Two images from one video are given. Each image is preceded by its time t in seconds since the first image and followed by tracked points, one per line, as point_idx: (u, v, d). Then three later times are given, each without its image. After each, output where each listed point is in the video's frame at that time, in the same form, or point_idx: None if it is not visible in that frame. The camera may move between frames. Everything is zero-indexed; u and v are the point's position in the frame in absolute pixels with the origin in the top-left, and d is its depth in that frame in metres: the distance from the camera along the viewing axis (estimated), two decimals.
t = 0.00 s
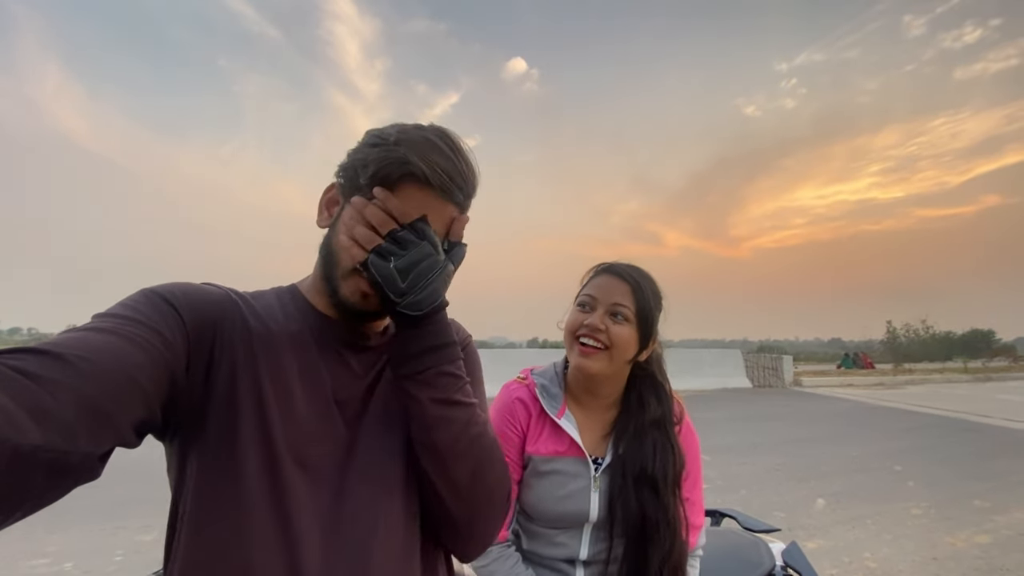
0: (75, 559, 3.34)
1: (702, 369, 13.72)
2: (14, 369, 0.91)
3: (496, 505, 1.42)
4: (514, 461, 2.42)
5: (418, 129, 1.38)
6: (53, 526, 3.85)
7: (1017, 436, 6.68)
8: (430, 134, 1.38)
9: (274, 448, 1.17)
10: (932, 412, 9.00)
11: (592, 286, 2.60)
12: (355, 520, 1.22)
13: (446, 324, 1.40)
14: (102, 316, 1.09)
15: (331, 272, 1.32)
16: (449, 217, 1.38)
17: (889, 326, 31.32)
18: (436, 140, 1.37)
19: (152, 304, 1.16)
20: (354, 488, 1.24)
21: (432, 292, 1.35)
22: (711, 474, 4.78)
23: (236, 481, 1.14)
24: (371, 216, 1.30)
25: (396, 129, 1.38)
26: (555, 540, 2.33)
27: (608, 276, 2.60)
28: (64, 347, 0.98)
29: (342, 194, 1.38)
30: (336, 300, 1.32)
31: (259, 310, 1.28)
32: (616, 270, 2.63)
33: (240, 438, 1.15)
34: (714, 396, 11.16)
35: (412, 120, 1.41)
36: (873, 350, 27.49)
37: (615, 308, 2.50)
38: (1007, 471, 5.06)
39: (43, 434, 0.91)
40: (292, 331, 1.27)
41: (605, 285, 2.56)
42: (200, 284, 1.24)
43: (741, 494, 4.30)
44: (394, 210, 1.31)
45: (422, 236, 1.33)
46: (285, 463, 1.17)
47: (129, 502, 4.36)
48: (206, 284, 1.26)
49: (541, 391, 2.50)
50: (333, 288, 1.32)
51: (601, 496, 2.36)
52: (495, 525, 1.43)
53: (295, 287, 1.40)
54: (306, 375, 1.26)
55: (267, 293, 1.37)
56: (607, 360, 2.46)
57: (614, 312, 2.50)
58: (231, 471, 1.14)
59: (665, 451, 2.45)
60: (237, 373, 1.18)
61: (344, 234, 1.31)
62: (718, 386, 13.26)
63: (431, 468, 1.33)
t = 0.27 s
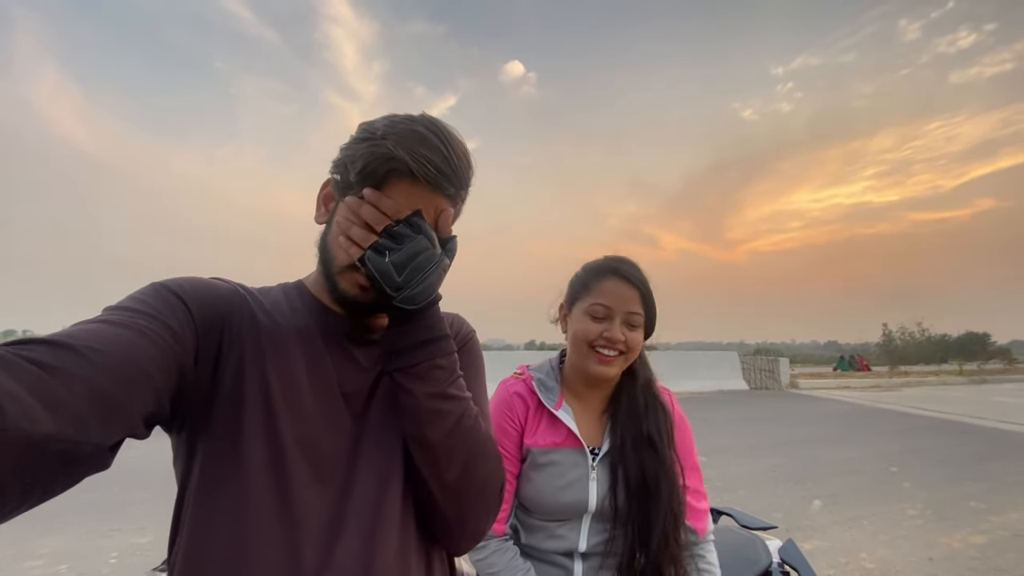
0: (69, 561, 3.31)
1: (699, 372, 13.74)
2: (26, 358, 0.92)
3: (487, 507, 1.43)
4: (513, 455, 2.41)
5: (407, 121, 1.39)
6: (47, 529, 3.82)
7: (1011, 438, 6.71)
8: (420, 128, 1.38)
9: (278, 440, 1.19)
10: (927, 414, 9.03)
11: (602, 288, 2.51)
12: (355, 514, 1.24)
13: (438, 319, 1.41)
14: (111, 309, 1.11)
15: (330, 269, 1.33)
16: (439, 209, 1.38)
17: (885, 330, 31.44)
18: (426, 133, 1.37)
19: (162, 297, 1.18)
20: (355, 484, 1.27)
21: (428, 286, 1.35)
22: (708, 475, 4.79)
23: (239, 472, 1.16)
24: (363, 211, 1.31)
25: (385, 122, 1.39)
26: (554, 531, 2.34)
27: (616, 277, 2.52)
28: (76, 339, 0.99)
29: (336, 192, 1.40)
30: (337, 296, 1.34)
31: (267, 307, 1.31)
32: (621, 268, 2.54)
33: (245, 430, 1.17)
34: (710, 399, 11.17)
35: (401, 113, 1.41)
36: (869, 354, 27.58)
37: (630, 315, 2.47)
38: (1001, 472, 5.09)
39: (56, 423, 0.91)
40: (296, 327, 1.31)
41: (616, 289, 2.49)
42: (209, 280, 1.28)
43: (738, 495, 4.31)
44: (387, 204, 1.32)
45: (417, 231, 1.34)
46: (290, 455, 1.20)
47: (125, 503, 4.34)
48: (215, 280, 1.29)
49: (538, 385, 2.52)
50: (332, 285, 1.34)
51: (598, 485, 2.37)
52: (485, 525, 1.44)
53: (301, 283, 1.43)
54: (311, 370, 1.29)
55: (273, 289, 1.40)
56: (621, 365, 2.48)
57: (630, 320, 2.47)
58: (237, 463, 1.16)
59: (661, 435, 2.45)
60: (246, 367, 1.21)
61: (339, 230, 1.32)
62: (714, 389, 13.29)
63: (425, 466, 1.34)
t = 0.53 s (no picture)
0: (65, 562, 3.29)
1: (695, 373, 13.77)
2: (39, 354, 0.93)
3: (489, 503, 1.43)
4: (513, 453, 2.41)
5: (412, 119, 1.39)
6: (43, 530, 3.80)
7: (1006, 439, 6.75)
8: (425, 127, 1.38)
9: (285, 437, 1.20)
10: (922, 415, 9.08)
11: (609, 292, 2.45)
12: (361, 510, 1.24)
13: (443, 316, 1.42)
14: (119, 306, 1.12)
15: (335, 265, 1.35)
16: (441, 206, 1.38)
17: (880, 332, 31.58)
18: (431, 133, 1.37)
19: (170, 295, 1.19)
20: (360, 481, 1.27)
21: (432, 283, 1.36)
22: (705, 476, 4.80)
23: (247, 469, 1.16)
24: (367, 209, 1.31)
25: (390, 120, 1.40)
26: (555, 526, 2.34)
27: (621, 280, 2.48)
28: (86, 336, 1.01)
29: (341, 189, 1.40)
30: (341, 292, 1.35)
31: (273, 305, 1.32)
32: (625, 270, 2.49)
33: (253, 427, 1.18)
34: (707, 400, 11.20)
35: (405, 111, 1.42)
36: (864, 355, 27.69)
37: (638, 319, 2.45)
38: (996, 472, 5.11)
39: (69, 419, 0.93)
40: (302, 325, 1.32)
41: (623, 293, 2.45)
42: (216, 278, 1.28)
43: (735, 495, 4.32)
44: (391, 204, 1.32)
45: (422, 228, 1.34)
46: (297, 452, 1.21)
47: (121, 505, 4.32)
48: (221, 277, 1.30)
49: (537, 382, 2.53)
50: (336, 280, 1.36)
51: (598, 478, 2.38)
52: (486, 522, 1.45)
53: (306, 280, 1.45)
54: (317, 368, 1.30)
55: (278, 287, 1.42)
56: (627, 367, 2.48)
57: (637, 324, 2.46)
58: (245, 460, 1.16)
59: (657, 421, 2.49)
60: (252, 364, 1.22)
61: (343, 226, 1.33)
62: (711, 390, 13.32)
63: (428, 464, 1.34)
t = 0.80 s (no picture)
0: (63, 563, 3.29)
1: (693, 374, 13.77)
2: (37, 357, 0.93)
3: (489, 502, 1.44)
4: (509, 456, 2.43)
5: (409, 120, 1.40)
6: (40, 531, 3.79)
7: (1003, 440, 6.77)
8: (422, 127, 1.39)
9: (285, 438, 1.20)
10: (920, 416, 9.10)
11: (608, 297, 2.44)
12: (361, 510, 1.25)
13: (442, 316, 1.42)
14: (117, 308, 1.12)
15: (333, 266, 1.35)
16: (440, 207, 1.39)
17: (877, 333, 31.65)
18: (429, 134, 1.38)
19: (169, 296, 1.19)
20: (360, 482, 1.28)
21: (431, 284, 1.37)
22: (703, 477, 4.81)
23: (246, 470, 1.16)
24: (363, 211, 1.32)
25: (388, 122, 1.40)
26: (551, 529, 2.36)
27: (621, 284, 2.46)
28: (85, 337, 1.01)
29: (339, 191, 1.41)
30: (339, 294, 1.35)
31: (272, 306, 1.33)
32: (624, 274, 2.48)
33: (252, 429, 1.18)
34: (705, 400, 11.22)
35: (402, 112, 1.42)
36: (862, 357, 27.74)
37: (638, 325, 2.44)
38: (993, 473, 5.13)
39: (67, 420, 0.94)
40: (301, 326, 1.32)
41: (623, 299, 2.43)
42: (214, 279, 1.29)
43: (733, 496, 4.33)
44: (388, 205, 1.33)
45: (420, 228, 1.34)
46: (296, 453, 1.21)
47: (118, 506, 4.32)
48: (220, 279, 1.30)
49: (534, 386, 2.53)
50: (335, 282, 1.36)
51: (593, 484, 2.40)
52: (487, 522, 1.45)
53: (305, 281, 1.45)
54: (316, 369, 1.30)
55: (277, 289, 1.42)
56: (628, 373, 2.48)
57: (637, 329, 2.45)
58: (244, 462, 1.16)
59: (653, 424, 2.46)
60: (252, 366, 1.22)
61: (341, 228, 1.34)
62: (709, 391, 13.33)
63: (427, 465, 1.35)
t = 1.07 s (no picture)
0: (56, 565, 3.27)
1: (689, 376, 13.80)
2: (34, 360, 0.93)
3: (487, 504, 1.44)
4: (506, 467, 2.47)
5: (407, 124, 1.40)
6: (32, 533, 3.77)
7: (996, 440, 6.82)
8: (419, 130, 1.39)
9: (282, 440, 1.20)
10: (914, 416, 9.15)
11: (620, 310, 2.43)
12: (359, 512, 1.25)
13: (440, 319, 1.42)
14: (114, 311, 1.12)
15: (330, 269, 1.35)
16: (438, 210, 1.39)
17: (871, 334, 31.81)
18: (427, 137, 1.38)
19: (166, 299, 1.19)
20: (358, 483, 1.28)
21: (429, 286, 1.37)
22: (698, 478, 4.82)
23: (243, 473, 1.16)
24: (362, 214, 1.32)
25: (385, 125, 1.40)
26: (548, 542, 2.38)
27: (635, 298, 2.45)
28: (82, 341, 1.01)
29: (336, 194, 1.41)
30: (338, 297, 1.36)
31: (268, 308, 1.33)
32: (637, 287, 2.47)
33: (250, 431, 1.18)
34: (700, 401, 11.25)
35: (400, 116, 1.43)
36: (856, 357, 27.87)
37: (650, 340, 2.44)
38: (986, 473, 5.17)
39: (64, 424, 0.93)
40: (297, 328, 1.32)
41: (636, 312, 2.43)
42: (211, 282, 1.29)
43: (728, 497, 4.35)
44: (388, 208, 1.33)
45: (418, 231, 1.34)
46: (294, 455, 1.21)
47: (110, 509, 4.28)
48: (216, 282, 1.30)
49: (537, 399, 2.54)
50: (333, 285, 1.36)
51: (591, 504, 2.40)
52: (485, 523, 1.45)
53: (302, 283, 1.45)
54: (312, 371, 1.30)
55: (274, 291, 1.42)
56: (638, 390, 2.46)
57: (649, 345, 2.44)
58: (242, 464, 1.16)
59: (654, 445, 2.44)
60: (249, 368, 1.22)
61: (339, 231, 1.34)
62: (705, 392, 13.37)
63: (425, 467, 1.35)
